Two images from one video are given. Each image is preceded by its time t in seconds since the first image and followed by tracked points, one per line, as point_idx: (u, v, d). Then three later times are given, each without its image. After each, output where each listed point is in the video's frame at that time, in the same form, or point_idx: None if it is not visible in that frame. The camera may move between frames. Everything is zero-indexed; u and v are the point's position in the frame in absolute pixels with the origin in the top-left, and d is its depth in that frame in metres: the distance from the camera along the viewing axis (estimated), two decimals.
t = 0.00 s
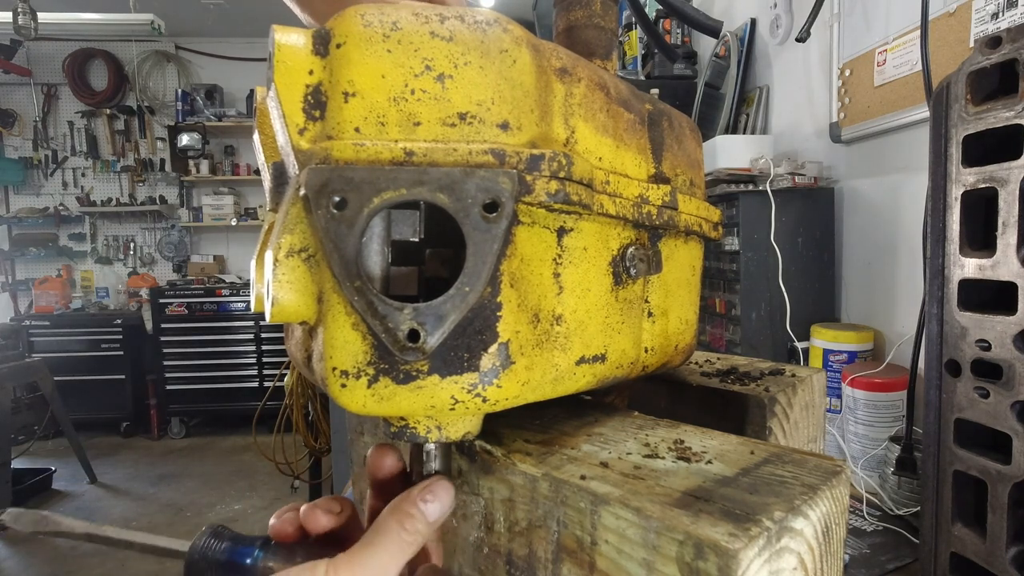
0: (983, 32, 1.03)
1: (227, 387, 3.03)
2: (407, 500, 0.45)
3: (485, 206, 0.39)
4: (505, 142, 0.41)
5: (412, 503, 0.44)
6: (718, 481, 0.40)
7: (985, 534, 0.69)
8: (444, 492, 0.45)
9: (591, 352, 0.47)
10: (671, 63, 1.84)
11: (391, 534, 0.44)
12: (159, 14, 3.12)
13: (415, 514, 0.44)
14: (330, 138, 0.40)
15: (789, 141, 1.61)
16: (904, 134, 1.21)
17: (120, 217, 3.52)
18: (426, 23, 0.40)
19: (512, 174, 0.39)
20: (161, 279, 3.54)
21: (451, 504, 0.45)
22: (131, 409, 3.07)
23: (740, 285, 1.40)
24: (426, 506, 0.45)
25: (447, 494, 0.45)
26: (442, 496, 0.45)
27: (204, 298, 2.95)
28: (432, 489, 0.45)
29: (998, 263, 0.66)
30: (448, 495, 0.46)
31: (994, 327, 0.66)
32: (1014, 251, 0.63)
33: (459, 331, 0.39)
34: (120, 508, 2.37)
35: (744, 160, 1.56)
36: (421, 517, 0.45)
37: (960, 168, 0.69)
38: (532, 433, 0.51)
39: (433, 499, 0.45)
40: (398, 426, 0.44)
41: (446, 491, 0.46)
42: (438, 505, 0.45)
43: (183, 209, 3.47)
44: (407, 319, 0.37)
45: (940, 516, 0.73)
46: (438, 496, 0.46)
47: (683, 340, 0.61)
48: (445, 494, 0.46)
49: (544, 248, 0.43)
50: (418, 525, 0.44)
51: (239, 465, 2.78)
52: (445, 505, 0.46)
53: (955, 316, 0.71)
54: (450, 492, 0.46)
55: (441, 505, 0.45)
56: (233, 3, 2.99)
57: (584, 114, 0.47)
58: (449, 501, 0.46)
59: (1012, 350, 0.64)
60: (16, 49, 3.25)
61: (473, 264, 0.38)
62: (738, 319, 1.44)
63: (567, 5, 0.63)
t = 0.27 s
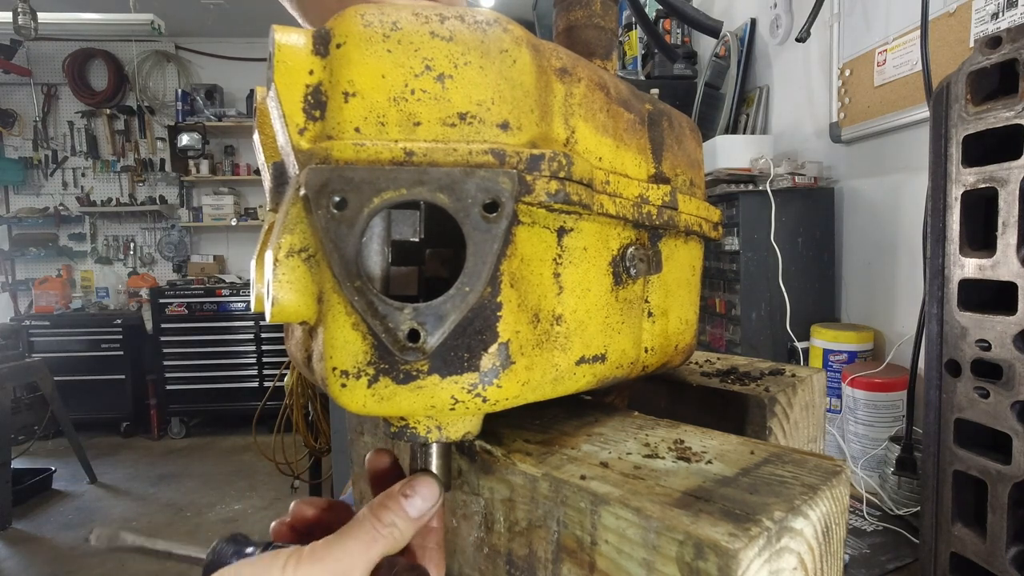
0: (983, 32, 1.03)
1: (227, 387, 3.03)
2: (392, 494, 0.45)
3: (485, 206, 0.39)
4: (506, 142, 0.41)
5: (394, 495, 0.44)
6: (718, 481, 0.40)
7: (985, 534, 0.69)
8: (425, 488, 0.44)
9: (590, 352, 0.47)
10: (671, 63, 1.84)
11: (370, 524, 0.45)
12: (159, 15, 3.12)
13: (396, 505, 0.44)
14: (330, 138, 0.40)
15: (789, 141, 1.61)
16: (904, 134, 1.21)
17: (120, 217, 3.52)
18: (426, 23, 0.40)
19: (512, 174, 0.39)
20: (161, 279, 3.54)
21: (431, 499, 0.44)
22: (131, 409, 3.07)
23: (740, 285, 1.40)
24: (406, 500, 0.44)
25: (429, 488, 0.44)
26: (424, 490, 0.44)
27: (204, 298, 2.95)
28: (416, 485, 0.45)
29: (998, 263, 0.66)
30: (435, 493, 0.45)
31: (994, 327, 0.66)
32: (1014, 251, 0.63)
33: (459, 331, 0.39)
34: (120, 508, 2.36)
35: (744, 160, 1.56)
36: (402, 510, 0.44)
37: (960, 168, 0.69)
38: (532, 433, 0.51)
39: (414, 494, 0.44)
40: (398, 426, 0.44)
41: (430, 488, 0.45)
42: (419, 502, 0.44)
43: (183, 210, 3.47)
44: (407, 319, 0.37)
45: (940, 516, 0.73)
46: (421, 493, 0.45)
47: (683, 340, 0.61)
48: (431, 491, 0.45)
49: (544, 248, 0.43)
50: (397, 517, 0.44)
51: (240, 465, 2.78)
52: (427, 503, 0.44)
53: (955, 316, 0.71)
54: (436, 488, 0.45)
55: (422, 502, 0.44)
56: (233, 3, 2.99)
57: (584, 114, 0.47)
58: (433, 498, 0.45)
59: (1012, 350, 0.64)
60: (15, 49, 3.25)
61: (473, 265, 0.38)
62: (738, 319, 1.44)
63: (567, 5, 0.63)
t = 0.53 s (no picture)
0: (983, 32, 1.03)
1: (227, 387, 3.03)
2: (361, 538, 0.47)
3: (485, 206, 0.39)
4: (506, 142, 0.41)
5: (366, 539, 0.47)
6: (718, 481, 0.40)
7: (985, 534, 0.69)
8: (393, 528, 0.48)
9: (591, 352, 0.47)
10: (672, 63, 1.84)
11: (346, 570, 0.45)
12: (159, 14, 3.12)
13: (370, 546, 0.47)
14: (330, 138, 0.40)
15: (789, 141, 1.61)
16: (904, 134, 1.21)
17: (120, 217, 3.52)
18: (426, 23, 0.40)
19: (512, 174, 0.39)
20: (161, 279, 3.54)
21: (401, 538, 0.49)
22: (131, 409, 3.07)
23: (741, 285, 1.40)
24: (378, 541, 0.48)
25: (399, 528, 0.49)
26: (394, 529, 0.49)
27: (204, 298, 2.95)
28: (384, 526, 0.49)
29: (998, 263, 0.66)
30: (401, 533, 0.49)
31: (994, 327, 0.66)
32: (1015, 250, 0.63)
33: (459, 331, 0.39)
34: (120, 508, 2.36)
35: (744, 160, 1.56)
36: (374, 551, 0.47)
37: (960, 168, 0.69)
38: (532, 433, 0.51)
39: (383, 535, 0.48)
40: (398, 426, 0.44)
41: (397, 528, 0.49)
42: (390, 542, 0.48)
43: (183, 209, 3.47)
44: (407, 319, 0.37)
45: (940, 516, 0.73)
46: (389, 533, 0.48)
47: (684, 340, 0.61)
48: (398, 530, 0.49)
49: (544, 248, 0.43)
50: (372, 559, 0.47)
51: (240, 465, 2.78)
52: (396, 542, 0.49)
53: (955, 316, 0.71)
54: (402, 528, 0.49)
55: (391, 539, 0.48)
56: (233, 2, 2.99)
57: (584, 115, 0.47)
58: (401, 536, 0.49)
59: (1012, 350, 0.64)
60: (16, 49, 3.25)
61: (473, 265, 0.38)
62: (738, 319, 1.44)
63: (568, 5, 0.63)
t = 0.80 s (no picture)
0: (983, 32, 1.03)
1: (227, 387, 3.03)
2: None
3: (485, 206, 0.39)
4: (506, 142, 0.41)
5: None
6: (718, 481, 0.40)
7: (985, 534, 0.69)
8: None
9: (591, 352, 0.47)
10: (672, 63, 1.84)
11: None
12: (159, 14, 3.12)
13: None
14: (330, 138, 0.40)
15: (789, 141, 1.61)
16: (904, 134, 1.21)
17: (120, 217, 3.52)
18: (426, 23, 0.40)
19: (512, 174, 0.39)
20: (161, 279, 3.54)
21: None
22: (131, 409, 3.07)
23: (740, 285, 1.40)
24: None
25: None
26: None
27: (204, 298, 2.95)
28: None
29: (998, 263, 0.66)
30: None
31: (994, 327, 0.66)
32: (1015, 250, 0.63)
33: (459, 331, 0.39)
34: (120, 508, 2.36)
35: (744, 160, 1.56)
36: None
37: (960, 168, 0.69)
38: (532, 434, 0.51)
39: None
40: (398, 426, 0.44)
41: None
42: None
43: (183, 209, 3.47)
44: (407, 319, 0.37)
45: (940, 516, 0.73)
46: None
47: (684, 340, 0.61)
48: None
49: (545, 248, 0.43)
50: None
51: (240, 465, 2.78)
52: None
53: (955, 316, 0.71)
54: None
55: None
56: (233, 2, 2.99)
57: (584, 115, 0.47)
58: None
59: (1012, 350, 0.64)
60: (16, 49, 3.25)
61: (474, 265, 0.38)
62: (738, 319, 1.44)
63: (567, 5, 0.63)
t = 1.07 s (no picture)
0: (983, 32, 1.03)
1: (227, 387, 3.03)
2: None
3: (485, 206, 0.39)
4: (506, 142, 0.41)
5: None
6: (718, 481, 0.40)
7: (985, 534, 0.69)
8: None
9: (591, 352, 0.47)
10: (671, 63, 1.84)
11: None
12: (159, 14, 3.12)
13: None
14: (330, 138, 0.40)
15: (789, 141, 1.61)
16: (904, 134, 1.21)
17: (120, 217, 3.52)
18: (426, 23, 0.40)
19: (512, 174, 0.39)
20: (161, 279, 3.54)
21: None
22: (131, 409, 3.07)
23: (741, 285, 1.40)
24: None
25: None
26: None
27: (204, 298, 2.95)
28: None
29: (998, 263, 0.66)
30: None
31: (994, 327, 0.66)
32: (1015, 250, 0.63)
33: (459, 331, 0.39)
34: (120, 508, 2.36)
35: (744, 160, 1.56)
36: None
37: (960, 168, 0.69)
38: (532, 433, 0.51)
39: None
40: (398, 426, 0.44)
41: None
42: None
43: (183, 209, 3.47)
44: (407, 319, 0.37)
45: (940, 516, 0.73)
46: None
47: (683, 340, 0.61)
48: None
49: (545, 248, 0.43)
50: None
51: (240, 465, 2.78)
52: None
53: (955, 316, 0.71)
54: None
55: None
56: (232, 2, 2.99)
57: (584, 114, 0.47)
58: None
59: (1012, 350, 0.64)
60: (16, 49, 3.25)
61: (473, 265, 0.38)
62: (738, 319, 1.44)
63: (567, 5, 0.63)
